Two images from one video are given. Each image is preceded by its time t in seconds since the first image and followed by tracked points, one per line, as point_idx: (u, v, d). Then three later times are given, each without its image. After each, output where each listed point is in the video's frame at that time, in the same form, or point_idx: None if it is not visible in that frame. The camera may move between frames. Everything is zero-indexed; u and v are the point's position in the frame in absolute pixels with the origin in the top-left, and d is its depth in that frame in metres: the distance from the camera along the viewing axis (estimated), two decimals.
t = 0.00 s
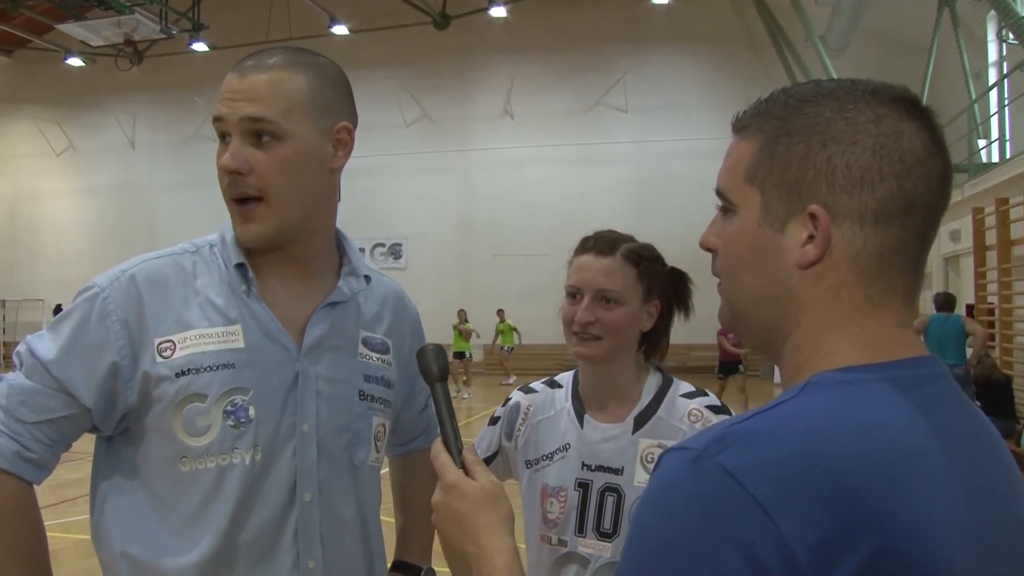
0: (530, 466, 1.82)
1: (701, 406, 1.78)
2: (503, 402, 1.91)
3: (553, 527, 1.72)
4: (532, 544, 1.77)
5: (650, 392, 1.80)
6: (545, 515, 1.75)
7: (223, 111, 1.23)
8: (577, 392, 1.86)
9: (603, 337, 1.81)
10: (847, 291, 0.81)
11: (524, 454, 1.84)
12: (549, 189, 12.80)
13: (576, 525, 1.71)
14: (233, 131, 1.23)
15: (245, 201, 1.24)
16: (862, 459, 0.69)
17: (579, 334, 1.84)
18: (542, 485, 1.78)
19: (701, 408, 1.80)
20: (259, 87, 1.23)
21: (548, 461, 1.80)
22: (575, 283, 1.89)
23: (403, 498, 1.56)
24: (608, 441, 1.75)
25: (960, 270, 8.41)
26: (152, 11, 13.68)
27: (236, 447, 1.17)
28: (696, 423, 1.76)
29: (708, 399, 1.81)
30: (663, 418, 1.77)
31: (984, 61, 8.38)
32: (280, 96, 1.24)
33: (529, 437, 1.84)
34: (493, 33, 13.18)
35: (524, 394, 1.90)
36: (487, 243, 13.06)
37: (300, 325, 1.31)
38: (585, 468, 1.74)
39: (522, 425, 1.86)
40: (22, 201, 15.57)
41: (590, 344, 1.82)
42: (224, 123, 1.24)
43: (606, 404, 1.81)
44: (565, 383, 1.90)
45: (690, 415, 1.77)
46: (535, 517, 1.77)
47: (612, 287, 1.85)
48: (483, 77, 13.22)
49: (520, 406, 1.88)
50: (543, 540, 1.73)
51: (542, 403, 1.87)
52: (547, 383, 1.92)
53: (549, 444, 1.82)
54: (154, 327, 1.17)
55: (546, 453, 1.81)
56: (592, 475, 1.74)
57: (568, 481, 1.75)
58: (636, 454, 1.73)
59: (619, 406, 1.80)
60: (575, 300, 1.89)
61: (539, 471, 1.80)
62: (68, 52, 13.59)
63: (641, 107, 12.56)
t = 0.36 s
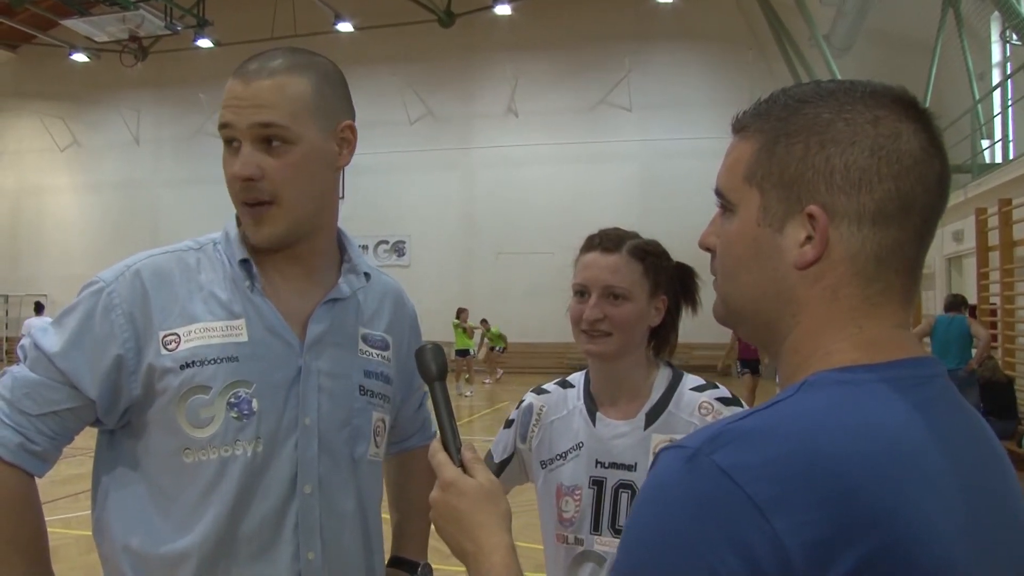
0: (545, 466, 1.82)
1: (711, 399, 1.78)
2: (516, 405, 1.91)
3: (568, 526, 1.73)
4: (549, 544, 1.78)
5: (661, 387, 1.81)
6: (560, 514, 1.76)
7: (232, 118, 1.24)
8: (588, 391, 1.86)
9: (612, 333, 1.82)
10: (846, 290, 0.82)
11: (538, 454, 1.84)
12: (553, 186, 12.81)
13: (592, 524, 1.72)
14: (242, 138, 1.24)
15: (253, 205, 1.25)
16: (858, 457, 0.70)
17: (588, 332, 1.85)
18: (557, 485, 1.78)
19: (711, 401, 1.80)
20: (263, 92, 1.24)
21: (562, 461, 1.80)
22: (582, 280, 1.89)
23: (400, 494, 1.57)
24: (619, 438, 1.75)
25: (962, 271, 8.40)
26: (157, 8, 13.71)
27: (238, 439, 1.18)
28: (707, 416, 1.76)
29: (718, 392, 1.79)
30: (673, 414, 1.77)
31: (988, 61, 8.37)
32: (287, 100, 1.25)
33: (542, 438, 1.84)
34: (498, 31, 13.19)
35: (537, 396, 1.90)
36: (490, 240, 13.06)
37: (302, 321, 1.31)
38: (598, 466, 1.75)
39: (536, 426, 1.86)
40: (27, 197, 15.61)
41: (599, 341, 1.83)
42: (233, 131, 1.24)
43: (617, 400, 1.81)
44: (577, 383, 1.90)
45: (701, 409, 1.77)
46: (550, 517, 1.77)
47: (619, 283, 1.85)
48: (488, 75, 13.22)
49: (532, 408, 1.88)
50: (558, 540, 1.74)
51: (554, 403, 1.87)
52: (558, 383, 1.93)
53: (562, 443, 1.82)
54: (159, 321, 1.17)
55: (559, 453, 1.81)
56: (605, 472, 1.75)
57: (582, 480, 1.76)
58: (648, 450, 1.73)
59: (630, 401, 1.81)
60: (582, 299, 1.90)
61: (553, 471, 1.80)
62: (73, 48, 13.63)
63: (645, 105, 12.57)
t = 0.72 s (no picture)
0: (549, 469, 1.83)
1: (709, 395, 1.80)
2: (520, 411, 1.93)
3: (573, 527, 1.73)
4: (554, 546, 1.78)
5: (660, 385, 1.82)
6: (565, 516, 1.76)
7: (361, 132, 1.25)
8: (589, 394, 1.87)
9: (611, 335, 1.83)
10: (835, 293, 0.83)
11: (543, 457, 1.85)
12: (548, 186, 12.83)
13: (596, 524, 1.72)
14: (366, 156, 1.26)
15: (338, 217, 1.27)
16: (841, 454, 0.71)
17: (587, 333, 1.86)
18: (561, 486, 1.79)
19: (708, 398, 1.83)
20: (376, 114, 1.28)
21: (566, 463, 1.81)
22: (580, 283, 1.91)
23: (381, 488, 1.58)
24: (622, 438, 1.76)
25: (953, 278, 8.45)
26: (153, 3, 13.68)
27: (227, 432, 1.19)
28: (706, 412, 1.78)
29: (717, 387, 1.82)
30: (672, 412, 1.79)
31: (982, 70, 8.40)
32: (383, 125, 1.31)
33: (547, 442, 1.85)
34: (495, 30, 13.20)
35: (540, 400, 1.91)
36: (483, 240, 13.08)
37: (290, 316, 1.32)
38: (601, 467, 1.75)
39: (540, 430, 1.87)
40: (19, 189, 15.55)
41: (598, 342, 1.84)
42: (357, 143, 1.25)
43: (616, 401, 1.83)
44: (578, 387, 1.91)
45: (699, 405, 1.79)
46: (555, 518, 1.78)
47: (619, 286, 1.86)
48: (484, 75, 13.23)
49: (536, 412, 1.89)
50: (563, 541, 1.74)
51: (557, 406, 1.88)
52: (562, 387, 1.94)
53: (565, 445, 1.82)
54: (142, 319, 1.19)
55: (563, 454, 1.82)
56: (609, 472, 1.75)
57: (586, 481, 1.76)
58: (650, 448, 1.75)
59: (629, 402, 1.82)
60: (581, 301, 1.91)
61: (557, 473, 1.81)
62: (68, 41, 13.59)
63: (641, 107, 12.60)
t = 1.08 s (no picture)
0: (549, 459, 1.84)
1: (710, 390, 1.80)
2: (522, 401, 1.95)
3: (572, 518, 1.75)
4: (553, 536, 1.80)
5: (661, 377, 1.82)
6: (564, 507, 1.78)
7: (379, 135, 1.28)
8: (590, 384, 1.89)
9: (601, 323, 1.85)
10: (828, 289, 0.86)
11: (544, 448, 1.87)
12: (537, 177, 12.84)
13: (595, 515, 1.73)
14: (378, 159, 1.29)
15: (341, 210, 1.29)
16: (833, 444, 0.74)
17: (579, 321, 1.90)
18: (561, 477, 1.81)
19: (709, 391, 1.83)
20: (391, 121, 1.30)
21: (566, 453, 1.82)
22: (575, 272, 1.94)
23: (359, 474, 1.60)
24: (621, 429, 1.77)
25: (939, 274, 8.52)
26: None
27: (225, 419, 1.20)
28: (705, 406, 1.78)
29: (718, 382, 1.82)
30: (671, 404, 1.79)
31: (969, 68, 8.45)
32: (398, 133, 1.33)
33: (547, 432, 1.87)
34: (486, 20, 13.15)
35: (542, 391, 1.93)
36: (472, 230, 13.08)
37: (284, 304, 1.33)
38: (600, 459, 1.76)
39: (541, 420, 1.89)
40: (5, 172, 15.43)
41: (590, 331, 1.87)
42: (373, 145, 1.28)
43: (615, 392, 1.84)
44: (580, 378, 1.93)
45: (700, 399, 1.80)
46: (554, 509, 1.80)
47: (611, 275, 1.88)
48: (475, 65, 13.20)
49: (538, 402, 1.91)
50: (562, 532, 1.76)
51: (558, 397, 1.90)
52: (563, 378, 1.96)
53: (565, 437, 1.84)
54: (140, 302, 1.19)
55: (563, 445, 1.83)
56: (608, 464, 1.76)
57: (585, 473, 1.78)
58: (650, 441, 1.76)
59: (628, 393, 1.83)
60: (575, 289, 1.94)
61: (557, 464, 1.82)
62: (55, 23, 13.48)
63: (631, 99, 12.62)
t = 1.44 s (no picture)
0: (542, 466, 1.81)
1: (706, 402, 1.77)
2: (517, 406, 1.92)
3: (565, 526, 1.72)
4: (544, 543, 1.78)
5: (657, 388, 1.80)
6: (556, 514, 1.75)
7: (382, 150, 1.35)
8: (585, 392, 1.87)
9: (596, 329, 1.86)
10: (817, 302, 0.86)
11: (537, 453, 1.83)
12: (530, 183, 12.84)
13: (587, 524, 1.71)
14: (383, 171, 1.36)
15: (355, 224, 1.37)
16: (830, 453, 0.74)
17: (574, 326, 1.90)
18: (554, 485, 1.78)
19: (706, 405, 1.80)
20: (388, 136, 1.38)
21: (561, 460, 1.79)
22: (573, 277, 1.94)
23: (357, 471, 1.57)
24: (617, 439, 1.75)
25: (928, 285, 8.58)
26: None
27: (238, 431, 1.20)
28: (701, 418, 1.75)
29: (714, 395, 1.80)
30: (667, 416, 1.77)
31: (959, 80, 8.51)
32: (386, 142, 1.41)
33: (542, 437, 1.83)
34: (481, 26, 13.18)
35: (537, 396, 1.90)
36: (464, 236, 13.08)
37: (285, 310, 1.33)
38: (595, 468, 1.74)
39: (535, 426, 1.85)
40: None
41: (585, 336, 1.87)
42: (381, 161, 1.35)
43: (611, 400, 1.82)
44: (576, 385, 1.91)
45: (695, 411, 1.76)
46: (547, 517, 1.77)
47: (607, 280, 1.88)
48: (469, 71, 13.22)
49: (533, 407, 1.87)
50: (554, 539, 1.73)
51: (554, 403, 1.87)
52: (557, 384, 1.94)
53: (560, 444, 1.81)
54: (149, 318, 1.17)
55: (557, 452, 1.81)
56: (602, 474, 1.73)
57: (579, 481, 1.75)
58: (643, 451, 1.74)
59: (624, 402, 1.81)
60: (572, 295, 1.94)
61: (551, 471, 1.80)
62: (48, 24, 13.44)
63: (624, 106, 12.66)
